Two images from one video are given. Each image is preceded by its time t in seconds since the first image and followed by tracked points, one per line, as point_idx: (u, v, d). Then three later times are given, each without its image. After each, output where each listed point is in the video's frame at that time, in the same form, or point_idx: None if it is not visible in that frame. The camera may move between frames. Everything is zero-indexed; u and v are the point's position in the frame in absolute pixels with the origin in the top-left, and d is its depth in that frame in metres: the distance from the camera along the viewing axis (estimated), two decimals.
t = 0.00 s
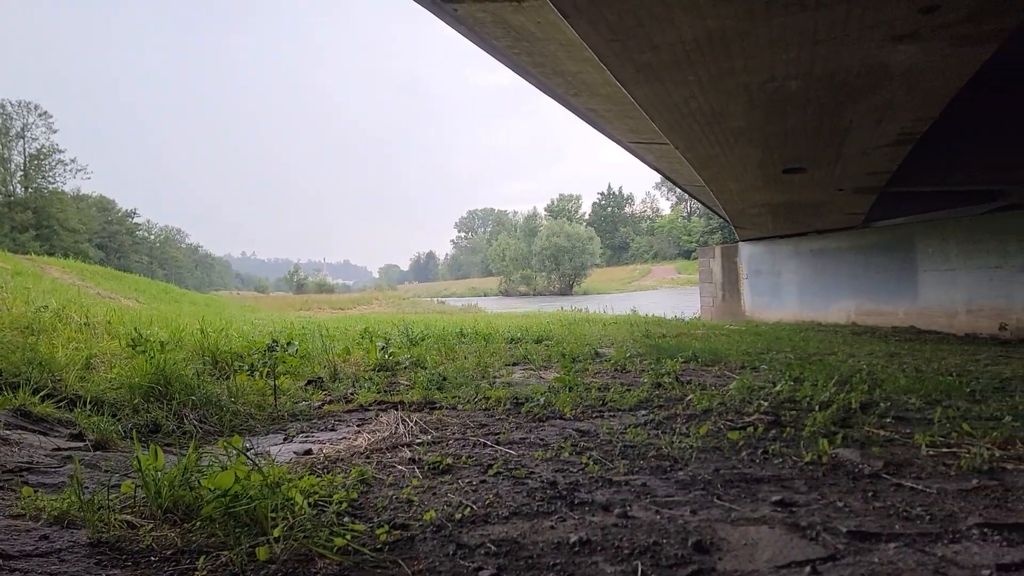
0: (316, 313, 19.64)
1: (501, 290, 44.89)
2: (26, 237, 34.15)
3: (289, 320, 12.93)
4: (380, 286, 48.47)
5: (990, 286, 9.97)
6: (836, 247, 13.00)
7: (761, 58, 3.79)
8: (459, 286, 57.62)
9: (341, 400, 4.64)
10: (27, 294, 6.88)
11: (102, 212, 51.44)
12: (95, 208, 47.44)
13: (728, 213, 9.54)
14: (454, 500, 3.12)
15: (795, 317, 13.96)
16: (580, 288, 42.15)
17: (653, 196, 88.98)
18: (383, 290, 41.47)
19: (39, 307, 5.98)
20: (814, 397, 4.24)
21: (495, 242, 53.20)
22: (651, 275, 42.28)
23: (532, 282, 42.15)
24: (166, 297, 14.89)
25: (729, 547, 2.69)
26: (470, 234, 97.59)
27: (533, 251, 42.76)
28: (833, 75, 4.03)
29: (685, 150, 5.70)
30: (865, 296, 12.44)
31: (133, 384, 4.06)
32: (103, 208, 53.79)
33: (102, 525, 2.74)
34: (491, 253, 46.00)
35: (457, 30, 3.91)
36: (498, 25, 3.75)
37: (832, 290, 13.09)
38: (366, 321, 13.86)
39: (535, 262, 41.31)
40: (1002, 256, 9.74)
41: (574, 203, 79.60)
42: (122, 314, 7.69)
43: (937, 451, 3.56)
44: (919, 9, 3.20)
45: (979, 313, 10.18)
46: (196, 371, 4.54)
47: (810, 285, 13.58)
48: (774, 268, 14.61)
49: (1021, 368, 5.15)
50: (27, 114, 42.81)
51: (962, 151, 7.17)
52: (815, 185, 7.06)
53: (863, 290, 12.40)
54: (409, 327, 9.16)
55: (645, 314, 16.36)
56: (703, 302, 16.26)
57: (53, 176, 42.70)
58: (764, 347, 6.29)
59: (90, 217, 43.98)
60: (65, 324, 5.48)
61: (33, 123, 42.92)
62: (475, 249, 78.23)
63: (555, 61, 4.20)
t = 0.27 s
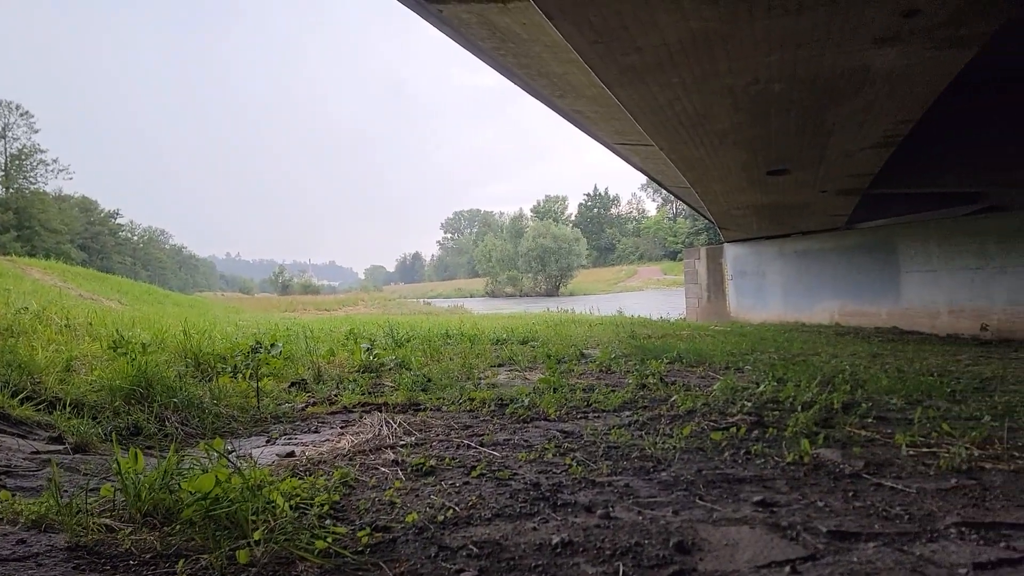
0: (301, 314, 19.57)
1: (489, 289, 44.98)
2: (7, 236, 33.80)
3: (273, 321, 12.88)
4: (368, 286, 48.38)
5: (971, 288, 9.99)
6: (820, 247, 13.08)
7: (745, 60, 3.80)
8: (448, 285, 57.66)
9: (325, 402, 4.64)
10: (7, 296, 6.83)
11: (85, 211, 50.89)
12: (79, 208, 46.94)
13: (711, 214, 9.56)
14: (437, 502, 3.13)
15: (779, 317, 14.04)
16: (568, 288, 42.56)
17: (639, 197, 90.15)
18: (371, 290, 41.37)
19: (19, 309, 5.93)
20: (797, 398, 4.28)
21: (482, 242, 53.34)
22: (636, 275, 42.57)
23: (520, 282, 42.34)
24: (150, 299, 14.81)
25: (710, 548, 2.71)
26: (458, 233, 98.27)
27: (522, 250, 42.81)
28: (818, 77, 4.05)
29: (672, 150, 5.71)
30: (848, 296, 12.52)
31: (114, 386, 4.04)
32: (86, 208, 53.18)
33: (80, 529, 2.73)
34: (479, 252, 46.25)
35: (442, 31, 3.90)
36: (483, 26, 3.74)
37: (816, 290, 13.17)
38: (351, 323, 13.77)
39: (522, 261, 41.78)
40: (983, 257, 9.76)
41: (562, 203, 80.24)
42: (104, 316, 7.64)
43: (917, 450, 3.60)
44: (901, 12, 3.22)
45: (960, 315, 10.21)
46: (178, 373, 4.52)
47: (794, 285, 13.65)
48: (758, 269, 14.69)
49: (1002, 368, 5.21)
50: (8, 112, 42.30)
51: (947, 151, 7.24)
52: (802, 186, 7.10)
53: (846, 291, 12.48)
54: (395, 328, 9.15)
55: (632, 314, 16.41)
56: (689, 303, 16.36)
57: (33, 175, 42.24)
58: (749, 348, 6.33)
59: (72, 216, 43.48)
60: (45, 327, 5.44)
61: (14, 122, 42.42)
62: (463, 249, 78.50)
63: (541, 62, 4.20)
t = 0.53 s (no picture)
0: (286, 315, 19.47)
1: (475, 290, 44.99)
2: None
3: (258, 322, 12.81)
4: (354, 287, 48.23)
5: (953, 288, 10.05)
6: (804, 249, 13.21)
7: (730, 62, 3.83)
8: (435, 286, 57.65)
9: (310, 403, 4.62)
10: None
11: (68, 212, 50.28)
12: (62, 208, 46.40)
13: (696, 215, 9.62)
14: (422, 503, 3.12)
15: (766, 318, 14.22)
16: (554, 289, 42.80)
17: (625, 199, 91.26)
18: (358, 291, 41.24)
19: None
20: (781, 398, 4.31)
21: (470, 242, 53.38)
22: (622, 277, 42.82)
23: (506, 283, 42.47)
24: (133, 300, 14.68)
25: (694, 547, 2.72)
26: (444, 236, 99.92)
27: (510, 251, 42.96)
28: (802, 80, 4.08)
29: (658, 152, 5.75)
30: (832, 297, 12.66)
31: (96, 387, 3.99)
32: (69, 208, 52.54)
33: (60, 531, 2.71)
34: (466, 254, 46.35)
35: (428, 31, 3.90)
36: (469, 27, 3.74)
37: (801, 291, 13.31)
38: (336, 322, 13.79)
39: (509, 262, 42.04)
40: (964, 258, 9.82)
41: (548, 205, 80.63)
42: (86, 316, 7.57)
43: (899, 450, 3.63)
44: (883, 15, 3.25)
45: (943, 315, 10.26)
46: (161, 374, 4.48)
47: (780, 286, 13.79)
48: (745, 270, 14.84)
49: (983, 368, 5.28)
50: None
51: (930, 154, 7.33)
52: (788, 188, 7.16)
53: (830, 292, 12.62)
54: (381, 329, 9.13)
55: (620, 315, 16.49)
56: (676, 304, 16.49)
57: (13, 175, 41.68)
58: (734, 348, 6.37)
59: (56, 216, 42.97)
60: (25, 328, 5.38)
61: None
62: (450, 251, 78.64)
63: (527, 62, 4.21)
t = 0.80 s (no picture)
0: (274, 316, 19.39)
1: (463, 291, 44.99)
2: None
3: (244, 322, 12.77)
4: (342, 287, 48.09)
5: (938, 288, 10.14)
6: (792, 249, 13.30)
7: (716, 63, 3.85)
8: (424, 287, 57.60)
9: (297, 404, 4.60)
10: None
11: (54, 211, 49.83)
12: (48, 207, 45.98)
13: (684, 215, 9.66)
14: (409, 504, 3.11)
15: (752, 317, 14.29)
16: (542, 290, 42.88)
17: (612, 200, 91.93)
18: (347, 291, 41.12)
19: None
20: (767, 398, 4.33)
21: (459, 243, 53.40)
22: (611, 278, 43.00)
23: (494, 284, 42.52)
24: (119, 300, 14.56)
25: (680, 547, 2.73)
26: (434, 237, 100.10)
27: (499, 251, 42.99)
28: (789, 81, 4.11)
29: (646, 152, 5.77)
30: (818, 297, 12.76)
31: (80, 389, 3.96)
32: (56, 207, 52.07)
33: (43, 534, 2.69)
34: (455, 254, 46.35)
35: (416, 31, 3.90)
36: (457, 27, 3.74)
37: (787, 291, 13.40)
38: (325, 322, 13.82)
39: (496, 262, 42.10)
40: (950, 258, 9.91)
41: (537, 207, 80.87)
42: (71, 317, 7.51)
43: (883, 449, 3.66)
44: (868, 17, 3.28)
45: (928, 316, 10.35)
46: (147, 375, 4.44)
47: (767, 286, 13.87)
48: (732, 270, 14.91)
49: (967, 368, 5.33)
50: None
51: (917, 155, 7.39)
52: (776, 189, 7.20)
53: (816, 292, 12.71)
54: (370, 329, 9.11)
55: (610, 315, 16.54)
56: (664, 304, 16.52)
57: None
58: (722, 348, 6.40)
59: (42, 216, 42.54)
60: (9, 329, 5.33)
61: None
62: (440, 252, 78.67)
63: (515, 63, 4.21)
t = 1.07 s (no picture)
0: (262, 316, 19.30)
1: (451, 292, 44.96)
2: None
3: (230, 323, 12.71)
4: (331, 287, 47.97)
5: (924, 288, 10.22)
6: (779, 249, 13.37)
7: (703, 64, 3.87)
8: (412, 288, 57.58)
9: (283, 405, 4.58)
10: None
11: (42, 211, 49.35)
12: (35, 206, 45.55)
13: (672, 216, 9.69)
14: (395, 505, 3.11)
15: (739, 317, 14.35)
16: (531, 291, 43.02)
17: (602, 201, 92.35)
18: (336, 293, 40.98)
19: None
20: (754, 397, 4.35)
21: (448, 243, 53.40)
22: (599, 278, 43.15)
23: (482, 284, 42.60)
24: (104, 300, 14.45)
25: (666, 546, 2.74)
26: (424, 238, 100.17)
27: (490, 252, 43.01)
28: (775, 82, 4.13)
29: (635, 153, 5.79)
30: (805, 297, 12.83)
31: (63, 390, 3.92)
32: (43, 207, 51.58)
33: (24, 536, 2.67)
34: (444, 254, 46.30)
35: (404, 31, 3.89)
36: (445, 27, 3.73)
37: (775, 291, 13.47)
38: (312, 322, 13.84)
39: (485, 262, 42.10)
40: (935, 258, 9.99)
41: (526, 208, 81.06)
42: (54, 317, 7.43)
43: (869, 448, 3.69)
44: (853, 19, 3.30)
45: (914, 315, 10.42)
46: (131, 376, 4.41)
47: (754, 286, 13.94)
48: (719, 270, 14.97)
49: (951, 367, 5.38)
50: None
51: (904, 155, 7.44)
52: (765, 190, 7.24)
53: (803, 292, 12.78)
54: (357, 330, 9.08)
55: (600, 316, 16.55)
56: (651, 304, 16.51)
57: None
58: (709, 348, 6.43)
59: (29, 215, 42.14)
60: None
61: None
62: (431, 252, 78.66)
63: (503, 63, 4.22)
